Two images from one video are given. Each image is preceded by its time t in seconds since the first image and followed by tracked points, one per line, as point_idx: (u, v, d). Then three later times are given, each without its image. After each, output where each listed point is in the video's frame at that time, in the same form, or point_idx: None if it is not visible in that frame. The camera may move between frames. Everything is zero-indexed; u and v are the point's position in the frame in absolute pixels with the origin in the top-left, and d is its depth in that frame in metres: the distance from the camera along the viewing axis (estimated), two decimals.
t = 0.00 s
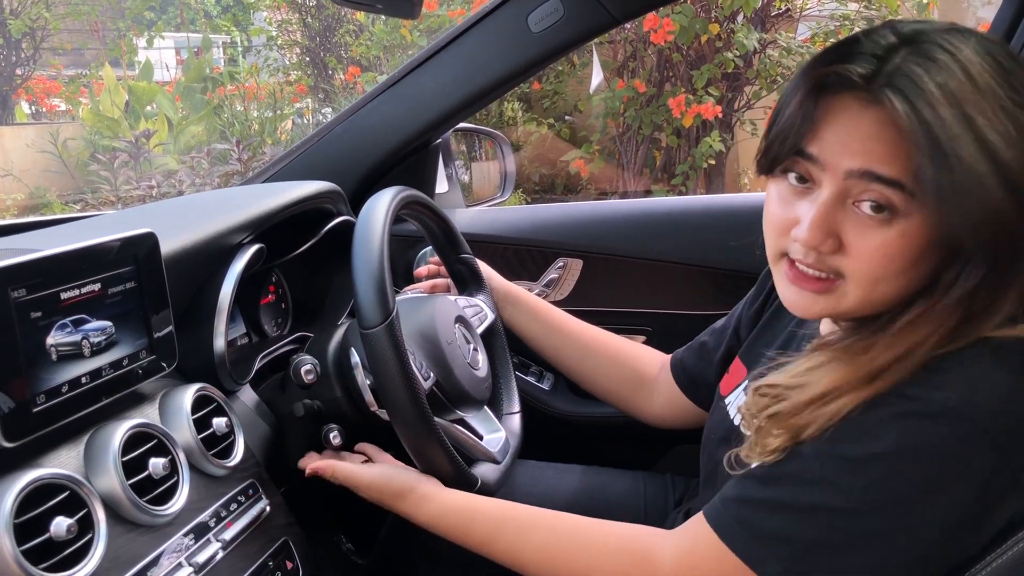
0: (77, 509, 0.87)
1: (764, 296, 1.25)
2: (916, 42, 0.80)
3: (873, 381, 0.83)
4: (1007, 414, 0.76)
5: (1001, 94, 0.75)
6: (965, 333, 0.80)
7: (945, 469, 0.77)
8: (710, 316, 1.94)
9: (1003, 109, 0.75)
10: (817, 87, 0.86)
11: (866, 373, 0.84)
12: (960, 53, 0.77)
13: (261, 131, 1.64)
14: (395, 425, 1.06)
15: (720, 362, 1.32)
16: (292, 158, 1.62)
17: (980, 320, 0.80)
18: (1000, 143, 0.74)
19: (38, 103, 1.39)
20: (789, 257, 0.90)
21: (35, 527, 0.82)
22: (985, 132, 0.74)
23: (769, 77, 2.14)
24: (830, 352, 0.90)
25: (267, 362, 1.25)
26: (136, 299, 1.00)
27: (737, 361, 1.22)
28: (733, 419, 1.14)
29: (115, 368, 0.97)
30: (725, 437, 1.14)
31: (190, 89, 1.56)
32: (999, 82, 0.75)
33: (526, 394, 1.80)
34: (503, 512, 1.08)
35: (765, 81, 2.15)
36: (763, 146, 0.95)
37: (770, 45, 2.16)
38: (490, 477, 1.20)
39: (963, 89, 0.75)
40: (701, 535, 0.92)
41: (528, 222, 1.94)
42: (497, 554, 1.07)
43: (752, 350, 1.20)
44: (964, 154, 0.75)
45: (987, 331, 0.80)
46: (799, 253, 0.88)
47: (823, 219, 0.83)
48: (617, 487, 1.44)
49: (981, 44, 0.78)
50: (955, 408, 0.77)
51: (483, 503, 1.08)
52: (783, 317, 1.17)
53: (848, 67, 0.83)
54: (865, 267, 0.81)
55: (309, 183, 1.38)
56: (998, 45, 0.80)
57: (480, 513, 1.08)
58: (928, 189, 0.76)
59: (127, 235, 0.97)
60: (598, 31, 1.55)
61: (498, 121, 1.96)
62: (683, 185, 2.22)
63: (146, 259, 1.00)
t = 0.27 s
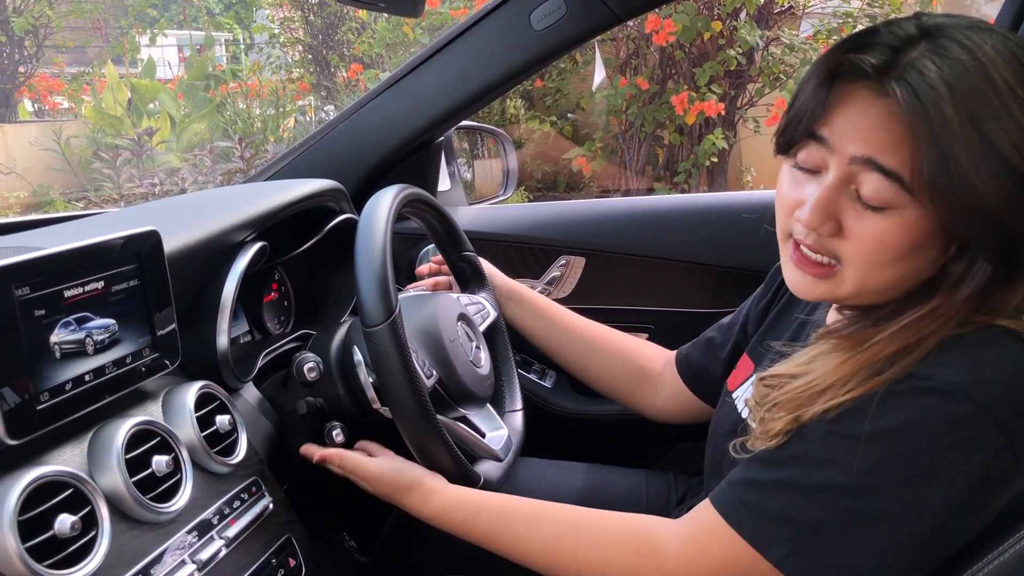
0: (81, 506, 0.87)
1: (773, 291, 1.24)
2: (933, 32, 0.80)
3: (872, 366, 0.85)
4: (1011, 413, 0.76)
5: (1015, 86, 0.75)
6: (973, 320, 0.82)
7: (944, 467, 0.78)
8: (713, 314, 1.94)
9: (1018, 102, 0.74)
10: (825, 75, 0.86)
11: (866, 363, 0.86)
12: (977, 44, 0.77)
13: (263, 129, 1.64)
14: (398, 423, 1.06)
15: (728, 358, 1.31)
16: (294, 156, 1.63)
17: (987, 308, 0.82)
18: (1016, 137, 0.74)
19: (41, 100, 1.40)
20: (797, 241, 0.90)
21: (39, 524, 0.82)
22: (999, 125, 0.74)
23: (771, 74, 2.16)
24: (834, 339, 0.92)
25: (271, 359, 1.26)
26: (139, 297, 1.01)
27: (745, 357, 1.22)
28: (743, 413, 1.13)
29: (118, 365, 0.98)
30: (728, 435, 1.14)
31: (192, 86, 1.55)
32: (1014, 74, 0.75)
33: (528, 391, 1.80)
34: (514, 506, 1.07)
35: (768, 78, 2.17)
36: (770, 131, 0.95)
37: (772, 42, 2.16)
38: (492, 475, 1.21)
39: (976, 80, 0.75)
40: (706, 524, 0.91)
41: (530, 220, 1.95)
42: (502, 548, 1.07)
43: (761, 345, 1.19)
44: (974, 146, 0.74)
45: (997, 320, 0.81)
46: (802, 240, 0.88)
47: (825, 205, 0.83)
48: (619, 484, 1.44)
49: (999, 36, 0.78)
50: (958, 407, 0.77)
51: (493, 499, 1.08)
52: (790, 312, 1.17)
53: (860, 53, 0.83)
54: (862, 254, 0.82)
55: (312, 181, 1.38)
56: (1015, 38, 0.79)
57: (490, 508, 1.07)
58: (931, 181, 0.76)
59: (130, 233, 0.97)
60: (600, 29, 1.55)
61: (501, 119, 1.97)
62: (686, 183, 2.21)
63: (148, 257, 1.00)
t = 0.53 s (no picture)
0: (85, 503, 0.87)
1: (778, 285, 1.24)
2: (894, 41, 0.78)
3: (846, 381, 0.84)
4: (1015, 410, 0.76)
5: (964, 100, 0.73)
6: (955, 330, 0.81)
7: (948, 463, 0.78)
8: (716, 311, 1.94)
9: (964, 118, 0.72)
10: (794, 81, 0.86)
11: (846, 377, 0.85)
12: (932, 55, 0.75)
13: (266, 126, 1.65)
14: (401, 421, 1.06)
15: (733, 353, 1.31)
16: (296, 154, 1.66)
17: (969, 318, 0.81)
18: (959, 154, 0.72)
19: (44, 98, 1.37)
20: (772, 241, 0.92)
21: (43, 521, 0.82)
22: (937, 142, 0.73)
23: (774, 71, 2.15)
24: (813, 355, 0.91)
25: (274, 357, 1.26)
26: (143, 295, 1.01)
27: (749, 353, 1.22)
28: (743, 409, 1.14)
29: (122, 363, 0.98)
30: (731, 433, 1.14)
31: (195, 84, 1.55)
32: (964, 87, 0.73)
33: (530, 388, 1.80)
34: (508, 516, 1.08)
35: (771, 75, 2.16)
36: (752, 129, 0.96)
37: (775, 39, 2.15)
38: (496, 472, 1.21)
39: (918, 96, 0.74)
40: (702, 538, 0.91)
41: (533, 217, 1.94)
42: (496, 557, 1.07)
43: (763, 342, 1.19)
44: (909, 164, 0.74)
45: (988, 326, 0.80)
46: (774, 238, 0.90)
47: (781, 209, 0.85)
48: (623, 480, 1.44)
49: (964, 43, 0.76)
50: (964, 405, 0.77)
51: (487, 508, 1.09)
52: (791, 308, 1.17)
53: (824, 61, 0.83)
54: (816, 258, 0.83)
55: (315, 179, 1.39)
56: (987, 43, 0.76)
57: (484, 516, 1.08)
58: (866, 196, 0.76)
59: (134, 230, 0.97)
60: (603, 26, 1.55)
61: (503, 117, 1.96)
62: (689, 180, 2.23)
63: (152, 254, 1.01)
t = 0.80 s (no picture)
0: (87, 502, 0.87)
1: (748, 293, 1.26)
2: (797, 61, 0.81)
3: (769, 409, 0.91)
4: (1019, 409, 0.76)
5: (843, 130, 0.75)
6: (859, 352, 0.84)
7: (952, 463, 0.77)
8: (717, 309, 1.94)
9: (841, 148, 0.75)
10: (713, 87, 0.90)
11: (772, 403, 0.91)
12: (825, 81, 0.78)
13: (267, 125, 1.65)
14: (403, 421, 1.06)
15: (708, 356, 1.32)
16: (298, 153, 1.66)
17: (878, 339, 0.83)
18: (827, 180, 0.76)
19: (46, 97, 1.35)
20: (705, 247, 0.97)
21: (45, 520, 0.82)
22: (811, 171, 0.77)
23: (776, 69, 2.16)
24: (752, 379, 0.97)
25: (274, 356, 1.26)
26: (145, 294, 1.01)
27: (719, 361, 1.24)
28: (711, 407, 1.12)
29: (124, 362, 0.98)
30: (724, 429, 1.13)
31: (196, 83, 1.55)
32: (847, 116, 0.75)
33: (532, 387, 1.80)
34: (489, 525, 1.08)
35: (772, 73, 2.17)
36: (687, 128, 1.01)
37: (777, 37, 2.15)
38: (498, 471, 1.21)
39: (801, 122, 0.78)
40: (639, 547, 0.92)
41: (535, 215, 1.94)
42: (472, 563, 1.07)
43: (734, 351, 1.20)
44: (783, 189, 0.78)
45: (921, 344, 0.81)
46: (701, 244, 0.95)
47: (697, 214, 0.92)
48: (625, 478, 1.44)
49: (865, 71, 0.77)
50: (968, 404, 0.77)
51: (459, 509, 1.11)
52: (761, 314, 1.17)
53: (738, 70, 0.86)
54: (726, 265, 0.89)
55: (316, 177, 1.39)
56: (893, 72, 0.77)
57: (455, 517, 1.09)
58: (750, 213, 0.81)
59: (136, 230, 0.98)
60: (604, 25, 1.55)
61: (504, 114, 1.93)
62: (690, 178, 2.16)
63: (154, 253, 1.01)
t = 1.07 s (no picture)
0: (86, 502, 0.87)
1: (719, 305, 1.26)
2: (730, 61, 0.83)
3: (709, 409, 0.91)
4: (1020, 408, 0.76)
5: (760, 132, 0.78)
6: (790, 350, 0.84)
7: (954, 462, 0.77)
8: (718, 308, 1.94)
9: (761, 148, 0.77)
10: (657, 83, 0.93)
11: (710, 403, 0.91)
12: (751, 83, 0.80)
13: (266, 124, 1.67)
14: (403, 420, 1.06)
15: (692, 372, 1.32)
16: (295, 152, 1.70)
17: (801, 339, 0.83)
18: (743, 177, 0.78)
19: (45, 96, 1.34)
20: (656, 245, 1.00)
21: (44, 520, 0.82)
22: (733, 168, 0.79)
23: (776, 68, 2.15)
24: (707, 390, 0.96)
25: (274, 355, 1.27)
26: (144, 293, 1.01)
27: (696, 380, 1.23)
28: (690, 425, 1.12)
29: (123, 361, 0.98)
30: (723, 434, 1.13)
31: (195, 83, 1.54)
32: (766, 118, 0.78)
33: (532, 386, 1.80)
34: (480, 523, 1.06)
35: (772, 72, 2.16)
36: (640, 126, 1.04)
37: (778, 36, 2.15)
38: (498, 471, 1.20)
39: (724, 122, 0.80)
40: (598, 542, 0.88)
41: (535, 214, 1.95)
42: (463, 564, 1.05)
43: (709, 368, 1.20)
44: (706, 186, 0.81)
45: (873, 332, 0.80)
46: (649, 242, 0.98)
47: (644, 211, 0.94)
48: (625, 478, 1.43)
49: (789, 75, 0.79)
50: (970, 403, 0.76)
51: (432, 508, 1.09)
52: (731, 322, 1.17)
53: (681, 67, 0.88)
54: (666, 260, 0.92)
55: (315, 177, 1.39)
56: (823, 78, 0.79)
57: (424, 515, 1.08)
58: (677, 209, 0.84)
59: (135, 229, 0.97)
60: (604, 24, 1.56)
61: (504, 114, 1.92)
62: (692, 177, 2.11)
63: (153, 253, 1.01)
